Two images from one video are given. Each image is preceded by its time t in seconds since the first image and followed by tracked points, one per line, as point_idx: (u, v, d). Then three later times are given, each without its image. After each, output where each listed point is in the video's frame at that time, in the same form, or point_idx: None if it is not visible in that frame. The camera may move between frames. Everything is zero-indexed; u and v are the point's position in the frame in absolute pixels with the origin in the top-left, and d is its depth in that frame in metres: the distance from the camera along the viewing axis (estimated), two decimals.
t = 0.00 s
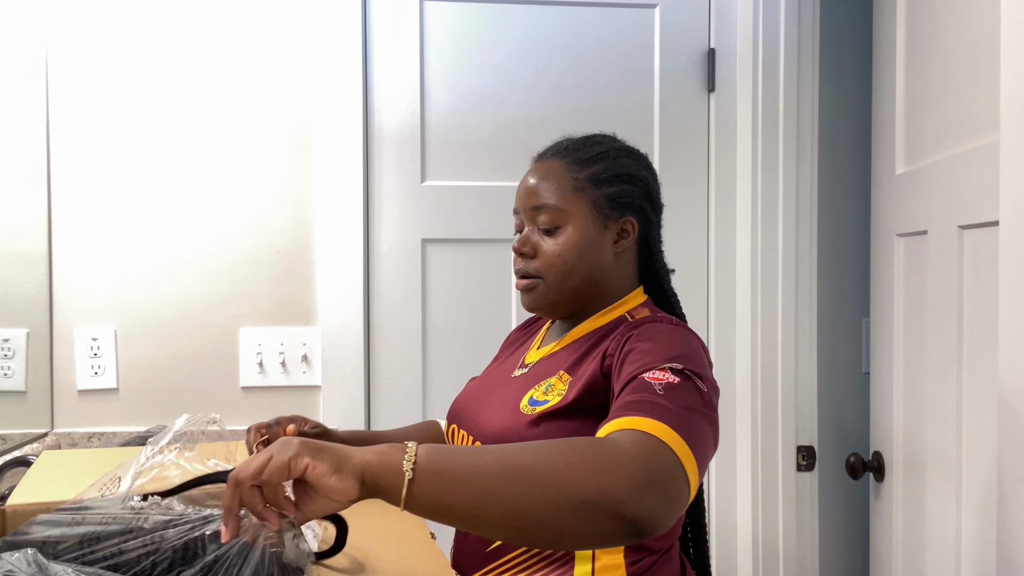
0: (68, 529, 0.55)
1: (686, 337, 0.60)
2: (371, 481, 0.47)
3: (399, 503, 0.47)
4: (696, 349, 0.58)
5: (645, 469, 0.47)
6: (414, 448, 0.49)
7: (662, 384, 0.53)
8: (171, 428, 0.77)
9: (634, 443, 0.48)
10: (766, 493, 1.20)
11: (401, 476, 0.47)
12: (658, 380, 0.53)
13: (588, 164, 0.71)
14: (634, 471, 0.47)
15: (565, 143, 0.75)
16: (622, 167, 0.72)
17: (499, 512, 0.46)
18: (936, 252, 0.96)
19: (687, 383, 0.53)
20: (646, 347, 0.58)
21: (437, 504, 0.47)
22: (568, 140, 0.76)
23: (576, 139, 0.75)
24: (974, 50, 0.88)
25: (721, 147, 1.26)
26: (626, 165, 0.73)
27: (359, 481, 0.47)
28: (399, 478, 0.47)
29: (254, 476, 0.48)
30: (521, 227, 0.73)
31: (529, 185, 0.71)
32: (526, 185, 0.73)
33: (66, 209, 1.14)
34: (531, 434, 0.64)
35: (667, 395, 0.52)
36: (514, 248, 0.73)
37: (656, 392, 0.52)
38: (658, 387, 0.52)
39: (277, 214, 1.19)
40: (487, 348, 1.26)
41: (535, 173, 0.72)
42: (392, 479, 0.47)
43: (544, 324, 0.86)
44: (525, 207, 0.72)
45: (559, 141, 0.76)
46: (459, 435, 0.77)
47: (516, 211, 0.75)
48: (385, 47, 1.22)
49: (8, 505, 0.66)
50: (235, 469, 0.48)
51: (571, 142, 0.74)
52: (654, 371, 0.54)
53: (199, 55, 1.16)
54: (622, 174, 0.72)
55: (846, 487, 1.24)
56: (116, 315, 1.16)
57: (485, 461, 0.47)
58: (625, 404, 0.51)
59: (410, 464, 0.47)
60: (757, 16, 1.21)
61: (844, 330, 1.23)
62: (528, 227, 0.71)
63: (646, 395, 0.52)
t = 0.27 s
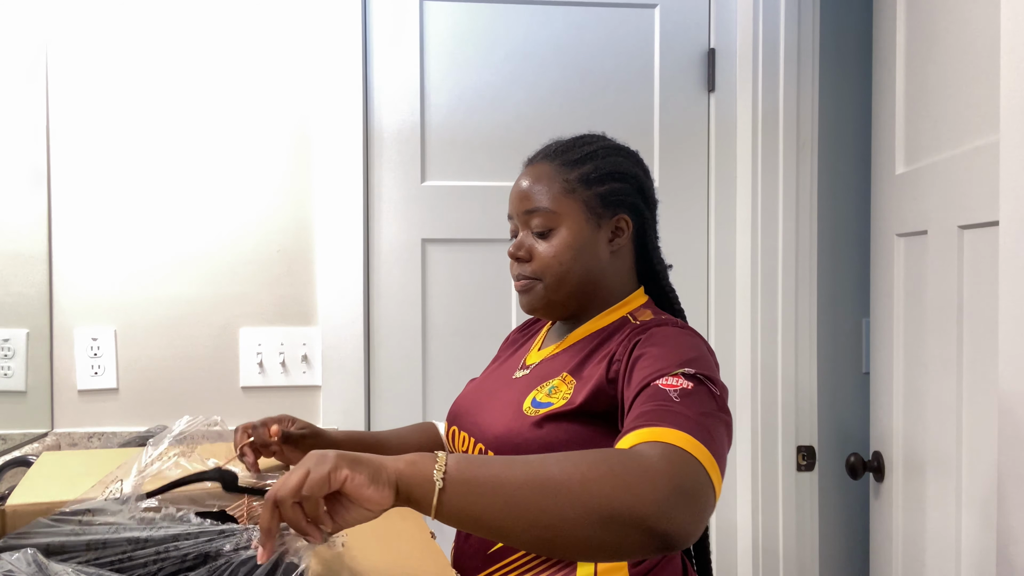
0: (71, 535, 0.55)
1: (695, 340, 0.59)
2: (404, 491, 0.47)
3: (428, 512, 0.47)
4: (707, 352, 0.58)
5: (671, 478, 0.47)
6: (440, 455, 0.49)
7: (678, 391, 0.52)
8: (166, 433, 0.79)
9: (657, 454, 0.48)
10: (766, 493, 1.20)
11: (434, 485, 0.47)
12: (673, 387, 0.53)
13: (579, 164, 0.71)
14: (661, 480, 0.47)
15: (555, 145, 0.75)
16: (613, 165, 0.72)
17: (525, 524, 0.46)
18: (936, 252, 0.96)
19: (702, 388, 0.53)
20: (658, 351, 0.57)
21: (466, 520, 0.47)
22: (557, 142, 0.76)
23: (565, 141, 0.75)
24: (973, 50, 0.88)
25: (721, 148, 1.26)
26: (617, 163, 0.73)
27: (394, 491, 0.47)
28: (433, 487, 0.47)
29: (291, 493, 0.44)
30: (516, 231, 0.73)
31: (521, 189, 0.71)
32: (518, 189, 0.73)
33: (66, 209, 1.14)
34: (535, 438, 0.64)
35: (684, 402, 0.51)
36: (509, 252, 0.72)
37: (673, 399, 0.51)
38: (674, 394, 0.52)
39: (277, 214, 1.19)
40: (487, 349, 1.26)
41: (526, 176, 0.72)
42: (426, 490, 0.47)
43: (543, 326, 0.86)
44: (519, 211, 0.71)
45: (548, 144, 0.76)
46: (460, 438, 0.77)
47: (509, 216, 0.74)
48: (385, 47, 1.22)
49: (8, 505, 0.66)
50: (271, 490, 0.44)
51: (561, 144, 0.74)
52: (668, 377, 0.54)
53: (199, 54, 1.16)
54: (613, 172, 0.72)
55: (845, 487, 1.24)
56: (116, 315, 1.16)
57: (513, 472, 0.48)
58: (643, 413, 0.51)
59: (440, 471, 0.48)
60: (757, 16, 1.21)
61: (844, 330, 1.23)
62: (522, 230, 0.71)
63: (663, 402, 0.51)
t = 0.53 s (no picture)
0: (70, 532, 0.56)
1: (699, 344, 0.59)
2: (418, 482, 0.49)
3: (440, 503, 0.49)
4: (711, 356, 0.58)
5: (675, 495, 0.47)
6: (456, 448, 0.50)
7: (683, 398, 0.52)
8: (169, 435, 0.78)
9: (671, 465, 0.48)
10: (766, 493, 1.20)
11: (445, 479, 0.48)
12: (677, 394, 0.52)
13: (576, 164, 0.71)
14: (664, 497, 0.47)
15: (552, 145, 0.75)
16: (610, 165, 0.72)
17: (529, 530, 0.47)
18: (936, 252, 0.96)
19: (706, 394, 0.53)
20: (661, 356, 0.57)
21: (479, 513, 0.48)
22: (554, 142, 0.76)
23: (562, 141, 0.75)
24: (973, 50, 0.88)
25: (721, 148, 1.26)
26: (613, 162, 0.73)
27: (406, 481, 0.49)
28: (444, 480, 0.48)
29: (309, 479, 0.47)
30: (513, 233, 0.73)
31: (517, 191, 0.71)
32: (514, 190, 0.73)
33: (67, 209, 1.14)
34: (539, 440, 0.64)
35: (689, 409, 0.51)
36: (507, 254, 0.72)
37: (678, 407, 0.51)
38: (679, 401, 0.52)
39: (277, 214, 1.19)
40: (487, 349, 1.26)
41: (523, 177, 0.72)
42: (438, 482, 0.48)
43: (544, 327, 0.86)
44: (516, 212, 0.71)
45: (544, 145, 0.76)
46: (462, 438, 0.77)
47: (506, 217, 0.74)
48: (385, 47, 1.22)
49: (7, 505, 0.66)
50: (287, 472, 0.47)
51: (557, 144, 0.74)
52: (672, 383, 0.53)
53: (198, 55, 1.16)
54: (610, 172, 0.72)
55: (846, 487, 1.24)
56: (116, 315, 1.16)
57: (522, 473, 0.48)
58: (648, 421, 0.51)
59: (453, 466, 0.48)
60: (757, 16, 1.21)
61: (844, 330, 1.23)
62: (520, 232, 0.71)
63: (667, 410, 0.51)
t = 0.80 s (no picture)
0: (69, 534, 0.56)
1: (702, 350, 0.58)
2: (421, 473, 0.52)
3: (444, 494, 0.51)
4: (714, 363, 0.57)
5: (666, 510, 0.47)
6: (463, 444, 0.53)
7: (685, 406, 0.52)
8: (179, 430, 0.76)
9: (670, 476, 0.48)
10: (766, 493, 1.20)
11: (445, 471, 0.51)
12: (679, 401, 0.52)
13: (576, 165, 0.71)
14: (653, 514, 0.47)
15: (552, 146, 0.75)
16: (610, 165, 0.72)
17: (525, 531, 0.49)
18: (936, 252, 0.96)
19: (707, 402, 0.52)
20: (663, 361, 0.57)
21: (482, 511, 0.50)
22: (554, 143, 0.76)
23: (562, 142, 0.75)
24: (973, 50, 0.88)
25: (721, 148, 1.26)
26: (613, 162, 0.73)
27: (411, 471, 0.53)
28: (444, 473, 0.51)
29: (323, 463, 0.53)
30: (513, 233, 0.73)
31: (517, 191, 0.71)
32: (514, 191, 0.72)
33: (67, 209, 1.14)
34: (543, 443, 0.64)
35: (690, 418, 0.51)
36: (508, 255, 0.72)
37: (680, 415, 0.51)
38: (680, 409, 0.51)
39: (276, 214, 1.19)
40: (487, 349, 1.26)
41: (523, 178, 0.72)
42: (439, 475, 0.51)
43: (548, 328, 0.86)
44: (516, 213, 0.71)
45: (544, 146, 0.76)
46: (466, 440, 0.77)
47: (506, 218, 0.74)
48: (385, 47, 1.22)
49: (7, 505, 0.66)
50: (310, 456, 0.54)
51: (557, 144, 0.74)
52: (674, 390, 0.53)
53: (198, 54, 1.16)
54: (610, 172, 0.72)
55: (846, 487, 1.24)
56: (116, 315, 1.16)
57: (523, 477, 0.49)
58: (647, 428, 0.51)
59: (456, 460, 0.51)
60: (756, 16, 1.21)
61: (844, 330, 1.23)
62: (520, 233, 0.71)
63: (668, 418, 0.51)
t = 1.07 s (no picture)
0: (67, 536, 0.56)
1: (705, 361, 0.58)
2: (403, 481, 0.53)
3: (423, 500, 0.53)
4: (715, 377, 0.56)
5: (636, 524, 0.48)
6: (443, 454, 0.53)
7: (675, 421, 0.52)
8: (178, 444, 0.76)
9: (646, 495, 0.48)
10: (766, 493, 1.20)
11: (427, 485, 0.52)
12: (670, 415, 0.52)
13: (585, 166, 0.71)
14: (624, 527, 0.47)
15: (564, 144, 0.75)
16: (620, 166, 0.72)
17: (498, 537, 0.50)
18: (936, 252, 0.96)
19: (700, 419, 0.52)
20: (664, 371, 0.57)
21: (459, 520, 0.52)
22: (566, 141, 0.76)
23: (573, 141, 0.75)
24: (973, 50, 0.88)
25: (721, 148, 1.26)
26: (624, 163, 0.72)
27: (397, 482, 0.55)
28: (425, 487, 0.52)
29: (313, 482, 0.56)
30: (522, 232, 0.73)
31: (527, 190, 0.72)
32: (525, 190, 0.73)
33: (67, 209, 1.14)
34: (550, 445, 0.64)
35: (679, 434, 0.51)
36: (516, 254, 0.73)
37: (668, 430, 0.51)
38: (670, 423, 0.52)
39: (276, 214, 1.19)
40: (487, 349, 1.26)
41: (533, 177, 0.72)
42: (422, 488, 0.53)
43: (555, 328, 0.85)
44: (525, 212, 0.72)
45: (556, 144, 0.76)
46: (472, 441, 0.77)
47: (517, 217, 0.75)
48: (385, 47, 1.22)
49: (7, 505, 0.66)
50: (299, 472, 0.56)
51: (568, 144, 0.74)
52: (668, 403, 0.53)
53: (198, 54, 1.16)
54: (621, 173, 0.71)
55: (846, 487, 1.24)
56: (116, 315, 1.16)
57: (499, 490, 0.50)
58: (634, 440, 0.51)
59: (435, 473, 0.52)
60: (757, 16, 1.21)
61: (844, 330, 1.23)
62: (528, 232, 0.72)
63: (657, 432, 0.51)
